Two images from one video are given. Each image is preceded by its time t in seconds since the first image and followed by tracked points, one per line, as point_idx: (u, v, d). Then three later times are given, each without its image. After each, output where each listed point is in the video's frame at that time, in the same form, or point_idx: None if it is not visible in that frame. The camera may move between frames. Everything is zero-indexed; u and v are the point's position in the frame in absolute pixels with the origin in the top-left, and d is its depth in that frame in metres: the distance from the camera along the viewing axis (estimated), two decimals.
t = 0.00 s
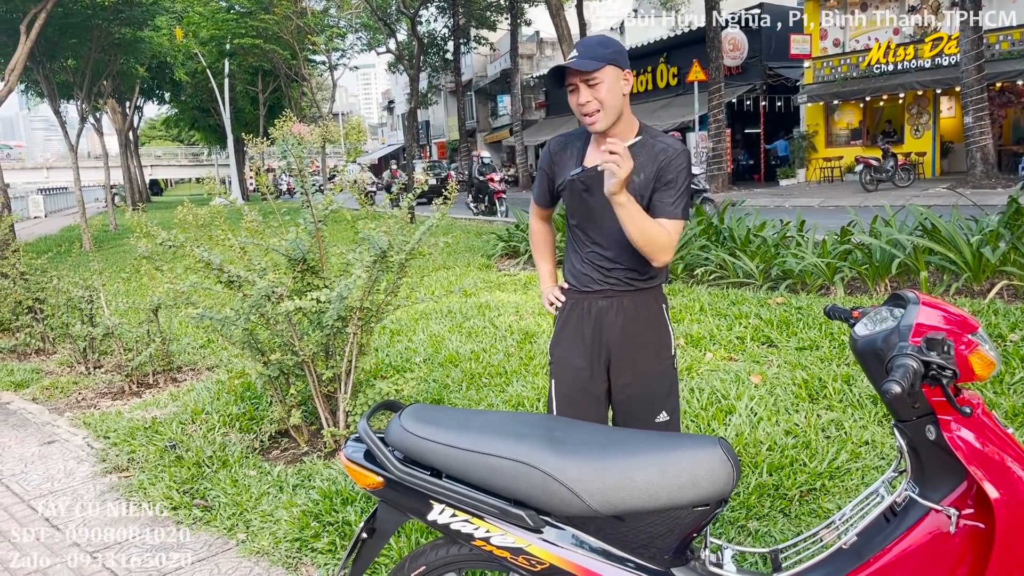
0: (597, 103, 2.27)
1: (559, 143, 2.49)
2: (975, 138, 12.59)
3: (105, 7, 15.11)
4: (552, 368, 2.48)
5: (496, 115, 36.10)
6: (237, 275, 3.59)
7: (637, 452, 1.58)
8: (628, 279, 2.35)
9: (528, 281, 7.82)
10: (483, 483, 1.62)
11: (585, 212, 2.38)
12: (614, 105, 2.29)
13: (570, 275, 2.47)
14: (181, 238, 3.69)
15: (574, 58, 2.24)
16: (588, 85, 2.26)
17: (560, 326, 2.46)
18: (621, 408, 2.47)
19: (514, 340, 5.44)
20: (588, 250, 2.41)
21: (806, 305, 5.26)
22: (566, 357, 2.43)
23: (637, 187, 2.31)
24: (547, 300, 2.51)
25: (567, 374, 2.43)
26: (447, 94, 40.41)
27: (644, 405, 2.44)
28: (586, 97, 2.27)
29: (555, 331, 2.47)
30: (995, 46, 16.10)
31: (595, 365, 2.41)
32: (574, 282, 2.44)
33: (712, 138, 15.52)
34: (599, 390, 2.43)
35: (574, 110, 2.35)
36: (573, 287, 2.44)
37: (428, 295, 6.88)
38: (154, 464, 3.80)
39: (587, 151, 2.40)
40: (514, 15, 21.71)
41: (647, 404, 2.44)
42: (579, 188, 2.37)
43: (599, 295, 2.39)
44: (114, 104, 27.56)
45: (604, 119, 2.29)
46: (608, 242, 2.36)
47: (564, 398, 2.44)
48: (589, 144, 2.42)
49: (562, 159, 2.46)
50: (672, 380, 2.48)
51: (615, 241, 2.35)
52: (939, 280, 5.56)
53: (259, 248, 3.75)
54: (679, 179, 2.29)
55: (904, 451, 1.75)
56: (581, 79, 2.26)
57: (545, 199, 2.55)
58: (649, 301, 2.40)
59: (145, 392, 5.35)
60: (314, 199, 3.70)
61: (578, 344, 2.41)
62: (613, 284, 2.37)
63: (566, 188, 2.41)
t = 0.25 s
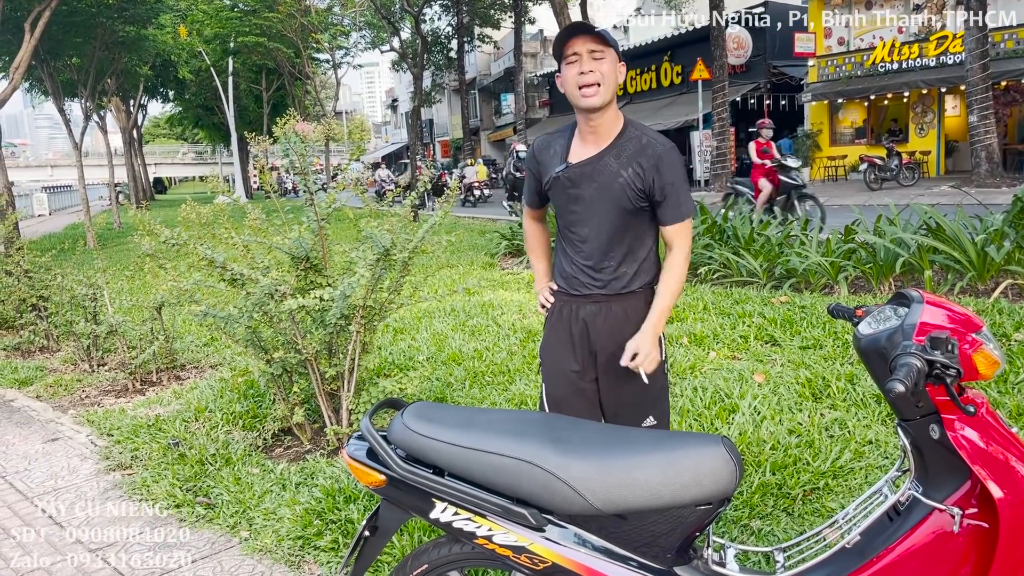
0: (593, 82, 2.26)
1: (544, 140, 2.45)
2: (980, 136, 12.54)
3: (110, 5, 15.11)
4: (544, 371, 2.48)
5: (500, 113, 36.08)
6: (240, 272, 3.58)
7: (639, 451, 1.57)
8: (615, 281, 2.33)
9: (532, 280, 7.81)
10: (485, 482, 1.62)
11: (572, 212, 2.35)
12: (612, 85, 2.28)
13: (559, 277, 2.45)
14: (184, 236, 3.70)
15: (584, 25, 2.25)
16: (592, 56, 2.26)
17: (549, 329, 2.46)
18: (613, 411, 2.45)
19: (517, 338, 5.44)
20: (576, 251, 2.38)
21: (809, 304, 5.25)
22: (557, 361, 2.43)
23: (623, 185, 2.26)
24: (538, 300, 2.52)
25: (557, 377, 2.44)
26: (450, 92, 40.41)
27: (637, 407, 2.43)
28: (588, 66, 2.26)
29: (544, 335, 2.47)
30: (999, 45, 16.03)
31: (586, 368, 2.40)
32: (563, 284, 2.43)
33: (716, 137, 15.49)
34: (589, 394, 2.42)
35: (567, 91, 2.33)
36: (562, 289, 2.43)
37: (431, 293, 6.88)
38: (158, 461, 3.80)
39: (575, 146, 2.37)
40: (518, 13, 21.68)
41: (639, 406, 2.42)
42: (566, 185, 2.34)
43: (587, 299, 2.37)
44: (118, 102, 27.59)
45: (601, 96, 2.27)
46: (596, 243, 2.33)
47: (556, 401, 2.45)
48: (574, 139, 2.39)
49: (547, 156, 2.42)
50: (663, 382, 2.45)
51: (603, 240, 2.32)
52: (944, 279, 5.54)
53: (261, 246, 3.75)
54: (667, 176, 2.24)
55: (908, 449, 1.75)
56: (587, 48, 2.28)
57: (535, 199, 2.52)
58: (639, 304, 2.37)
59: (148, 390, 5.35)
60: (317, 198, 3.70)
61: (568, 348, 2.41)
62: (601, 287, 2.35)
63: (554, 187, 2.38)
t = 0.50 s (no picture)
0: (588, 78, 2.26)
1: (531, 139, 2.41)
2: (984, 136, 12.49)
3: (113, 4, 15.10)
4: (532, 378, 2.43)
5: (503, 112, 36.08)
6: (243, 272, 3.58)
7: (643, 450, 1.57)
8: (606, 282, 2.30)
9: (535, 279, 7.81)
10: (488, 481, 1.62)
11: (562, 209, 2.32)
12: (605, 82, 2.28)
13: (545, 280, 2.40)
14: (187, 235, 3.71)
15: (581, 21, 2.24)
16: (589, 55, 2.27)
17: (536, 334, 2.41)
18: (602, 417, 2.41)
19: (520, 337, 5.43)
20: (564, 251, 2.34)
21: (812, 304, 5.24)
22: (546, 367, 2.38)
23: (616, 180, 2.26)
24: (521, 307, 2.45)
25: (547, 382, 2.39)
26: (454, 91, 40.43)
27: (625, 412, 2.39)
28: (585, 64, 2.26)
29: (532, 341, 2.41)
30: (1004, 44, 15.97)
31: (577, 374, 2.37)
32: (550, 288, 2.38)
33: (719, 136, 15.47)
34: (579, 398, 2.39)
35: (562, 88, 2.31)
36: (550, 293, 2.38)
37: (434, 293, 6.87)
38: (161, 460, 3.81)
39: (564, 142, 2.34)
40: (521, 12, 21.65)
41: (627, 412, 2.38)
42: (555, 181, 2.31)
43: (577, 302, 2.33)
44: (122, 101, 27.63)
45: (594, 92, 2.26)
46: (587, 242, 2.30)
47: (546, 407, 2.41)
48: (563, 136, 2.36)
49: (533, 155, 2.38)
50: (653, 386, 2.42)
51: (595, 237, 2.29)
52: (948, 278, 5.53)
53: (264, 245, 3.75)
54: (660, 173, 2.26)
55: (912, 449, 1.74)
56: (585, 45, 2.27)
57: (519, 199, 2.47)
58: (629, 307, 2.34)
59: (151, 389, 5.36)
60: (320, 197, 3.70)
61: (557, 354, 2.36)
62: (591, 289, 2.31)
63: (542, 184, 2.34)
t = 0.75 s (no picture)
0: (585, 82, 2.25)
1: (520, 139, 2.37)
2: (988, 135, 12.45)
3: (116, 4, 15.10)
4: (527, 385, 2.42)
5: (506, 112, 36.07)
6: (246, 272, 3.58)
7: (644, 452, 1.56)
8: (600, 284, 2.30)
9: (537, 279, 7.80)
10: (491, 482, 1.62)
11: (554, 212, 2.30)
12: (602, 87, 2.27)
13: (535, 285, 2.38)
14: (190, 235, 3.71)
15: (584, 25, 2.23)
16: (587, 59, 2.25)
17: (528, 340, 2.39)
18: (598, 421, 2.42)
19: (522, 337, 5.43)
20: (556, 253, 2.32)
21: (815, 304, 5.23)
22: (541, 373, 2.37)
23: (609, 182, 2.26)
24: (509, 314, 2.42)
25: (541, 388, 2.38)
26: (457, 91, 40.45)
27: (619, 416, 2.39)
28: (581, 69, 2.25)
29: (524, 347, 2.40)
30: (1008, 43, 15.92)
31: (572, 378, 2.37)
32: (541, 293, 2.36)
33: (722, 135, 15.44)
34: (574, 401, 2.39)
35: (559, 91, 2.30)
36: (540, 298, 2.36)
37: (437, 293, 6.87)
38: (163, 460, 3.81)
39: (555, 143, 2.31)
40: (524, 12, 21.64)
41: (621, 416, 2.37)
42: (548, 182, 2.28)
43: (571, 307, 2.32)
44: (125, 100, 27.66)
45: (591, 97, 2.25)
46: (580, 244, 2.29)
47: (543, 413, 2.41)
48: (554, 136, 2.33)
49: (523, 157, 2.34)
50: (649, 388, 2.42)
51: (588, 240, 2.28)
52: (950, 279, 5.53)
53: (266, 245, 3.75)
54: (650, 178, 2.28)
55: (915, 451, 1.74)
56: (583, 50, 2.26)
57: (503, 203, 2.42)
58: (622, 310, 2.35)
59: (154, 389, 5.37)
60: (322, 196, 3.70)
61: (552, 360, 2.36)
62: (585, 292, 2.31)
63: (532, 187, 2.31)
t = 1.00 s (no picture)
0: (586, 79, 2.25)
1: (515, 137, 2.37)
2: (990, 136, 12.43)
3: (119, 6, 15.12)
4: (527, 391, 2.41)
5: (508, 113, 36.08)
6: (248, 273, 3.59)
7: (646, 454, 1.56)
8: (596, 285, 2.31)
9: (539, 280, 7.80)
10: (493, 483, 1.62)
11: (549, 211, 2.30)
12: (602, 85, 2.26)
13: (533, 288, 2.38)
14: (192, 237, 3.71)
15: (585, 21, 2.22)
16: (588, 55, 2.25)
17: (527, 344, 2.38)
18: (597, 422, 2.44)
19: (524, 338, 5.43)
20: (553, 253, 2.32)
21: (818, 305, 5.23)
22: (539, 377, 2.38)
23: (606, 181, 2.25)
24: (507, 318, 2.41)
25: (539, 389, 2.39)
26: (459, 92, 40.47)
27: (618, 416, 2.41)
28: (584, 64, 2.25)
29: (523, 351, 2.40)
30: (1010, 43, 15.91)
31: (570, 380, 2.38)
32: (539, 296, 2.36)
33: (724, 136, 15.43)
34: (573, 400, 2.40)
35: (559, 88, 2.29)
36: (539, 301, 2.36)
37: (439, 293, 6.87)
38: (166, 461, 3.82)
39: (553, 140, 2.32)
40: (526, 13, 21.64)
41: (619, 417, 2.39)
42: (544, 180, 2.28)
43: (568, 309, 2.33)
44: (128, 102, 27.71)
45: (591, 94, 2.24)
46: (577, 244, 2.29)
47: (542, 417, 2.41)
48: (551, 134, 2.33)
49: (518, 153, 2.34)
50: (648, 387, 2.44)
51: (583, 240, 2.29)
52: (953, 279, 5.53)
53: (269, 247, 3.76)
54: (645, 177, 2.27)
55: (917, 452, 1.74)
56: (586, 45, 2.25)
57: (499, 203, 2.42)
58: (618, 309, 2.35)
59: (156, 390, 5.38)
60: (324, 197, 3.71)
61: (550, 364, 2.36)
62: (582, 294, 2.32)
63: (528, 184, 2.31)
